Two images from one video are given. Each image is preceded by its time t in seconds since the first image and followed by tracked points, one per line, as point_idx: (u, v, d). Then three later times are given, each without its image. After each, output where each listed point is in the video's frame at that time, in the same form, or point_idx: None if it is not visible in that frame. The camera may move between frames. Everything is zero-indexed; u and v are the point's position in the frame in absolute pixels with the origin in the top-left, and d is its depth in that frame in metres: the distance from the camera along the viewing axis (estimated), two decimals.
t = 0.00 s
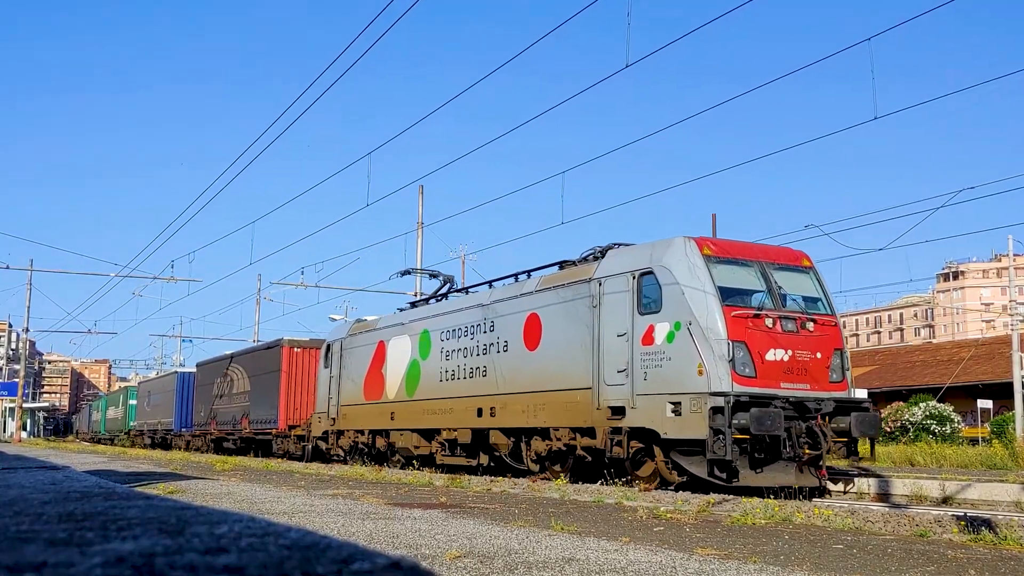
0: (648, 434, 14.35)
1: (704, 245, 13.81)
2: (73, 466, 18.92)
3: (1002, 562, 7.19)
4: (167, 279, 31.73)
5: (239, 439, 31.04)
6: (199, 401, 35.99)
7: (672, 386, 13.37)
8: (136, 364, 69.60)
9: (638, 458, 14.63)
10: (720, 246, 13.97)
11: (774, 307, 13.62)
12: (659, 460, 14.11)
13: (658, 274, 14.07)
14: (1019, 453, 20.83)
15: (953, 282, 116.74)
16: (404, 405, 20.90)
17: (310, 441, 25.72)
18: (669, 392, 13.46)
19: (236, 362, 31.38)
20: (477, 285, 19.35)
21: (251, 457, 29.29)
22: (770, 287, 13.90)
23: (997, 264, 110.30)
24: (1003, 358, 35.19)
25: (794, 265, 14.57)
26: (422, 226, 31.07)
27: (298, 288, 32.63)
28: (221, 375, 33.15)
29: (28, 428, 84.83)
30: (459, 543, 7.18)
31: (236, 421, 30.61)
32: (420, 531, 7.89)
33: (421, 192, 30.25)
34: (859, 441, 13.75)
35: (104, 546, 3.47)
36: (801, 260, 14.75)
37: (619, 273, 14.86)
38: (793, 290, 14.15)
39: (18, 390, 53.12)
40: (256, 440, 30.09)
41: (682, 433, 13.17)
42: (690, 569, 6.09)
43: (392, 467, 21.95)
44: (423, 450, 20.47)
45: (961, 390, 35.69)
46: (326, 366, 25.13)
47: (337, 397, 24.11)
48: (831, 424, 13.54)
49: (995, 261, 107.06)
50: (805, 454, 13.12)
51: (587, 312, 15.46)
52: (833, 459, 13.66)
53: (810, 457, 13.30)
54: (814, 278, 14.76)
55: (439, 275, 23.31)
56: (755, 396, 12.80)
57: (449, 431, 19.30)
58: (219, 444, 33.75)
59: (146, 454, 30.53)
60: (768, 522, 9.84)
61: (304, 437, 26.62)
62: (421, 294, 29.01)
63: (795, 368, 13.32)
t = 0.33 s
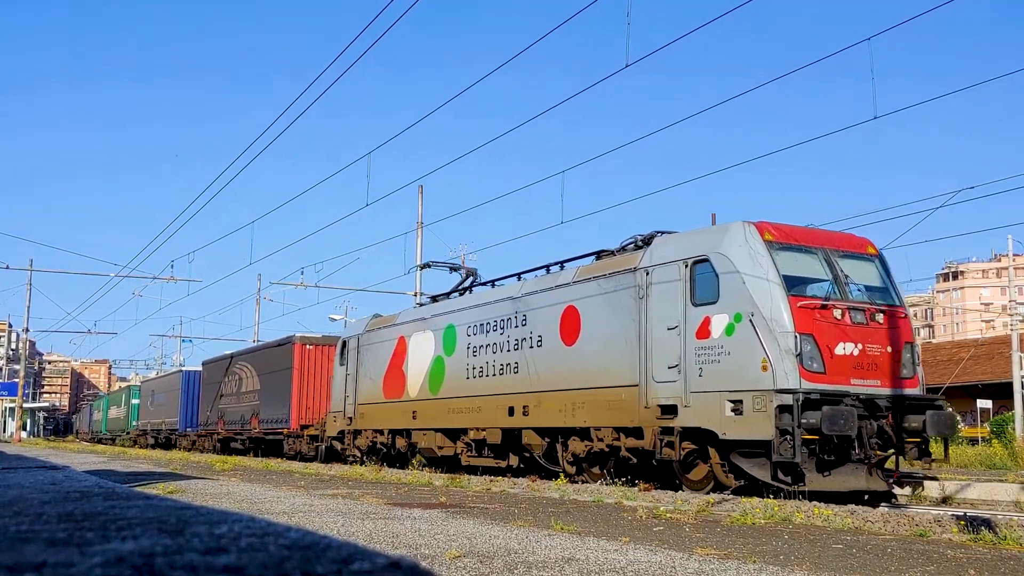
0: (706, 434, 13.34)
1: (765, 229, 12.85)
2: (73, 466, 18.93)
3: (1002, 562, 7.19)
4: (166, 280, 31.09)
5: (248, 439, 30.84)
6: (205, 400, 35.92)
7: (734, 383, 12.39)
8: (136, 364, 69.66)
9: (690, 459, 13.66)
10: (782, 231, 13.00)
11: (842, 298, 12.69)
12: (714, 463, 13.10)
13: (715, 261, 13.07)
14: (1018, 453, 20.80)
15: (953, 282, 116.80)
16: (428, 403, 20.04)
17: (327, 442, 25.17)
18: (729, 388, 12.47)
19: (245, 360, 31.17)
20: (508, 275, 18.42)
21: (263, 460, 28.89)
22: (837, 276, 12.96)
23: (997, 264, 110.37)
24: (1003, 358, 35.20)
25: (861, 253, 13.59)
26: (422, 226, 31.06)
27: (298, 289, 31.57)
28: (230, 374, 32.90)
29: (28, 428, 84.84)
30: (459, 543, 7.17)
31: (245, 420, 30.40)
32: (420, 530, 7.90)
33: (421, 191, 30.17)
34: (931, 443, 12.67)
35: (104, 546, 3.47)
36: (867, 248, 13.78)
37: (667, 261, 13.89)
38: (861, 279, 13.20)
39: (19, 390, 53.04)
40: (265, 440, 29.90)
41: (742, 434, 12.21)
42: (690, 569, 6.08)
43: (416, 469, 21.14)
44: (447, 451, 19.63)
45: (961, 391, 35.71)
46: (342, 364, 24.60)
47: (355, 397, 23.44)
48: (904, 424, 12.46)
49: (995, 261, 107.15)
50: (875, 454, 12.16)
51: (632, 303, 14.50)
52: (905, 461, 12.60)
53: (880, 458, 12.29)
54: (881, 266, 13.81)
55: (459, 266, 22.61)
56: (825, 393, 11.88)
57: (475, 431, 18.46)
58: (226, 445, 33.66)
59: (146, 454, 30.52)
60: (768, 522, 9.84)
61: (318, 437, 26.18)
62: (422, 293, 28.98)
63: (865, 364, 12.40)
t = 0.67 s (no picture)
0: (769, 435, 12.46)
1: (837, 211, 12.05)
2: (72, 466, 18.89)
3: (1002, 562, 7.17)
4: (167, 279, 30.69)
5: (257, 439, 30.62)
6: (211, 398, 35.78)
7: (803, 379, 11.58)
8: (137, 365, 69.60)
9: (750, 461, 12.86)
10: (854, 214, 12.20)
11: (921, 286, 11.92)
12: (779, 464, 12.31)
13: (780, 246, 12.22)
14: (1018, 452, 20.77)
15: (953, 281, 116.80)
16: (454, 402, 19.28)
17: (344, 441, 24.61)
18: (798, 384, 11.64)
19: (255, 357, 30.98)
20: (541, 266, 17.57)
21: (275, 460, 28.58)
22: (914, 262, 12.21)
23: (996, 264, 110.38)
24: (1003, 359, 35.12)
25: (936, 238, 12.81)
26: (422, 226, 31.08)
27: (299, 288, 31.78)
28: (238, 372, 32.64)
29: (27, 428, 84.69)
30: (459, 543, 7.16)
31: (254, 419, 30.20)
32: (420, 531, 7.89)
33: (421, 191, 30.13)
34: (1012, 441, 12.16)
35: (104, 546, 3.47)
36: (942, 233, 12.98)
37: (724, 248, 13.03)
38: (937, 265, 12.44)
39: (19, 390, 53.00)
40: (275, 440, 29.75)
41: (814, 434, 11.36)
42: (690, 569, 6.07)
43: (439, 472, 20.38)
44: (475, 452, 18.86)
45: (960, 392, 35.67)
46: (358, 360, 24.00)
47: (375, 395, 22.79)
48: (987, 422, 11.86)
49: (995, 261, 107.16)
50: (960, 457, 11.46)
51: (683, 292, 13.64)
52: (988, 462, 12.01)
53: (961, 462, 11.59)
54: (956, 252, 13.03)
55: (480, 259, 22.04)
56: (907, 390, 11.12)
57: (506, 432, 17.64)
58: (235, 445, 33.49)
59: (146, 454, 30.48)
60: (768, 522, 9.81)
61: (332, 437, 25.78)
62: (422, 293, 28.95)
63: (947, 357, 11.64)
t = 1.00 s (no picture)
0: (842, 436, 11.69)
1: (923, 190, 11.27)
2: (72, 466, 18.88)
3: (1002, 562, 7.16)
4: (167, 279, 31.39)
5: (267, 439, 30.46)
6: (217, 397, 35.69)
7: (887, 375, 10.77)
8: (136, 364, 69.55)
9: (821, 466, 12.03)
10: (941, 194, 11.39)
11: (1012, 272, 11.23)
12: (857, 469, 11.53)
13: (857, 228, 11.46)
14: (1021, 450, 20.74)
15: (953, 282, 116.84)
16: (482, 399, 18.75)
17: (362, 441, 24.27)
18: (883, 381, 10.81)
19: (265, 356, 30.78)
20: (576, 257, 16.96)
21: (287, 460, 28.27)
22: (1003, 246, 11.52)
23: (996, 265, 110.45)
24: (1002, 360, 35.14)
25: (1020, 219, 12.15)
26: (422, 226, 31.13)
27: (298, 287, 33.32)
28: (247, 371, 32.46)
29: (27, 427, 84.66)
30: (459, 543, 7.15)
31: (264, 418, 30.06)
32: (420, 530, 7.88)
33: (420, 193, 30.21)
34: None
35: (104, 546, 3.46)
36: None
37: (792, 232, 12.27)
38: None
39: (19, 390, 52.93)
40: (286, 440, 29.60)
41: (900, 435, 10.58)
42: (690, 569, 6.06)
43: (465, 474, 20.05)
44: (504, 453, 18.40)
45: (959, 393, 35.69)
46: (377, 358, 23.55)
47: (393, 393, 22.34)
48: None
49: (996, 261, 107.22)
50: None
51: (744, 281, 12.90)
52: None
53: None
54: None
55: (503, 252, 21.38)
56: (1010, 384, 10.38)
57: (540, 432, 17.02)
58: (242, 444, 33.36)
59: (146, 454, 30.47)
60: (768, 522, 9.81)
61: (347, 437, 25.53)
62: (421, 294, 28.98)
63: None
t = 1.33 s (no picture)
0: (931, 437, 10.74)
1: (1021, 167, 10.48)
2: (73, 466, 18.91)
3: (1002, 562, 7.16)
4: (166, 280, 31.77)
5: (278, 439, 30.03)
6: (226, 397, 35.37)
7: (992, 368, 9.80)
8: (137, 364, 69.54)
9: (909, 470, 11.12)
10: None
11: None
12: (951, 474, 10.62)
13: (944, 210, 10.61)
14: None
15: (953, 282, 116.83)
16: (518, 398, 17.72)
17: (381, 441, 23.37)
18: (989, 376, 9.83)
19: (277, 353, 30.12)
20: (618, 245, 15.97)
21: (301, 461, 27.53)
22: None
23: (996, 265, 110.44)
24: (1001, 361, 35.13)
25: None
26: (422, 226, 31.16)
27: (297, 287, 32.88)
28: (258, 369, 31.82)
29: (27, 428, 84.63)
30: (459, 543, 7.16)
31: (275, 418, 29.51)
32: (420, 530, 7.88)
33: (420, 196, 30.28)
34: None
35: (104, 546, 3.46)
36: None
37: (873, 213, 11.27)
38: None
39: (19, 391, 52.91)
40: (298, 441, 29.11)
41: (1007, 436, 9.63)
42: (690, 569, 6.06)
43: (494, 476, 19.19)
44: (539, 454, 17.52)
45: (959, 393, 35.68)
46: (397, 354, 22.58)
47: (415, 390, 21.41)
48: None
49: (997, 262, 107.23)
50: None
51: (819, 267, 11.89)
52: None
53: None
54: None
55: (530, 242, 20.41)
56: None
57: (581, 432, 16.04)
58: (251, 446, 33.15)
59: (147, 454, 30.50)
60: (768, 522, 9.81)
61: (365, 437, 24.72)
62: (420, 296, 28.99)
63: None
